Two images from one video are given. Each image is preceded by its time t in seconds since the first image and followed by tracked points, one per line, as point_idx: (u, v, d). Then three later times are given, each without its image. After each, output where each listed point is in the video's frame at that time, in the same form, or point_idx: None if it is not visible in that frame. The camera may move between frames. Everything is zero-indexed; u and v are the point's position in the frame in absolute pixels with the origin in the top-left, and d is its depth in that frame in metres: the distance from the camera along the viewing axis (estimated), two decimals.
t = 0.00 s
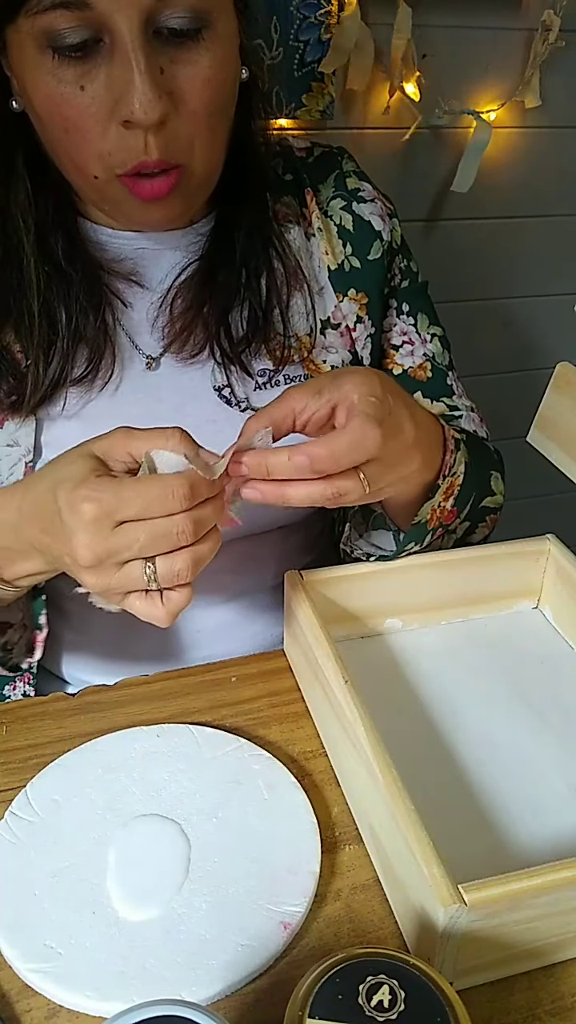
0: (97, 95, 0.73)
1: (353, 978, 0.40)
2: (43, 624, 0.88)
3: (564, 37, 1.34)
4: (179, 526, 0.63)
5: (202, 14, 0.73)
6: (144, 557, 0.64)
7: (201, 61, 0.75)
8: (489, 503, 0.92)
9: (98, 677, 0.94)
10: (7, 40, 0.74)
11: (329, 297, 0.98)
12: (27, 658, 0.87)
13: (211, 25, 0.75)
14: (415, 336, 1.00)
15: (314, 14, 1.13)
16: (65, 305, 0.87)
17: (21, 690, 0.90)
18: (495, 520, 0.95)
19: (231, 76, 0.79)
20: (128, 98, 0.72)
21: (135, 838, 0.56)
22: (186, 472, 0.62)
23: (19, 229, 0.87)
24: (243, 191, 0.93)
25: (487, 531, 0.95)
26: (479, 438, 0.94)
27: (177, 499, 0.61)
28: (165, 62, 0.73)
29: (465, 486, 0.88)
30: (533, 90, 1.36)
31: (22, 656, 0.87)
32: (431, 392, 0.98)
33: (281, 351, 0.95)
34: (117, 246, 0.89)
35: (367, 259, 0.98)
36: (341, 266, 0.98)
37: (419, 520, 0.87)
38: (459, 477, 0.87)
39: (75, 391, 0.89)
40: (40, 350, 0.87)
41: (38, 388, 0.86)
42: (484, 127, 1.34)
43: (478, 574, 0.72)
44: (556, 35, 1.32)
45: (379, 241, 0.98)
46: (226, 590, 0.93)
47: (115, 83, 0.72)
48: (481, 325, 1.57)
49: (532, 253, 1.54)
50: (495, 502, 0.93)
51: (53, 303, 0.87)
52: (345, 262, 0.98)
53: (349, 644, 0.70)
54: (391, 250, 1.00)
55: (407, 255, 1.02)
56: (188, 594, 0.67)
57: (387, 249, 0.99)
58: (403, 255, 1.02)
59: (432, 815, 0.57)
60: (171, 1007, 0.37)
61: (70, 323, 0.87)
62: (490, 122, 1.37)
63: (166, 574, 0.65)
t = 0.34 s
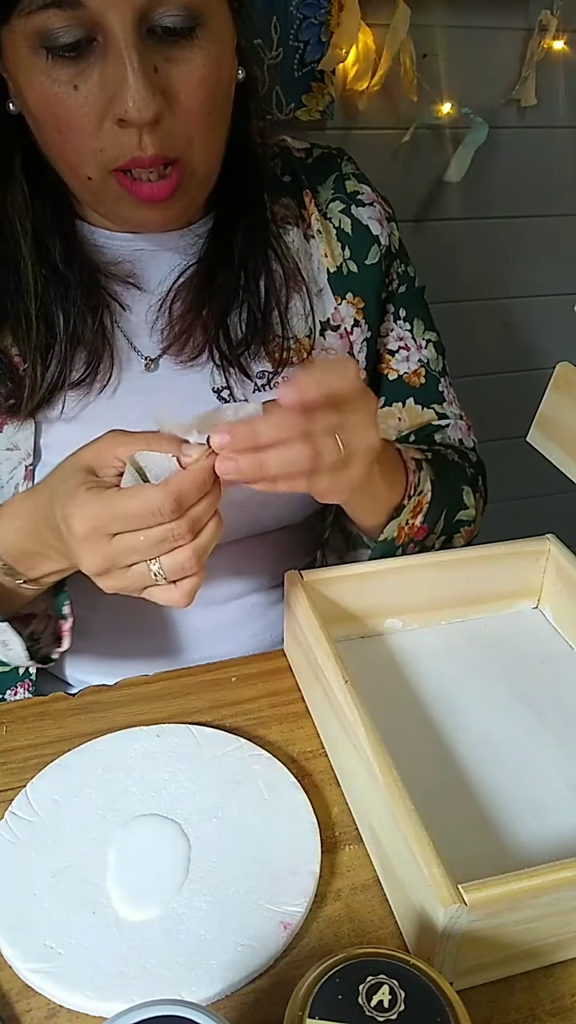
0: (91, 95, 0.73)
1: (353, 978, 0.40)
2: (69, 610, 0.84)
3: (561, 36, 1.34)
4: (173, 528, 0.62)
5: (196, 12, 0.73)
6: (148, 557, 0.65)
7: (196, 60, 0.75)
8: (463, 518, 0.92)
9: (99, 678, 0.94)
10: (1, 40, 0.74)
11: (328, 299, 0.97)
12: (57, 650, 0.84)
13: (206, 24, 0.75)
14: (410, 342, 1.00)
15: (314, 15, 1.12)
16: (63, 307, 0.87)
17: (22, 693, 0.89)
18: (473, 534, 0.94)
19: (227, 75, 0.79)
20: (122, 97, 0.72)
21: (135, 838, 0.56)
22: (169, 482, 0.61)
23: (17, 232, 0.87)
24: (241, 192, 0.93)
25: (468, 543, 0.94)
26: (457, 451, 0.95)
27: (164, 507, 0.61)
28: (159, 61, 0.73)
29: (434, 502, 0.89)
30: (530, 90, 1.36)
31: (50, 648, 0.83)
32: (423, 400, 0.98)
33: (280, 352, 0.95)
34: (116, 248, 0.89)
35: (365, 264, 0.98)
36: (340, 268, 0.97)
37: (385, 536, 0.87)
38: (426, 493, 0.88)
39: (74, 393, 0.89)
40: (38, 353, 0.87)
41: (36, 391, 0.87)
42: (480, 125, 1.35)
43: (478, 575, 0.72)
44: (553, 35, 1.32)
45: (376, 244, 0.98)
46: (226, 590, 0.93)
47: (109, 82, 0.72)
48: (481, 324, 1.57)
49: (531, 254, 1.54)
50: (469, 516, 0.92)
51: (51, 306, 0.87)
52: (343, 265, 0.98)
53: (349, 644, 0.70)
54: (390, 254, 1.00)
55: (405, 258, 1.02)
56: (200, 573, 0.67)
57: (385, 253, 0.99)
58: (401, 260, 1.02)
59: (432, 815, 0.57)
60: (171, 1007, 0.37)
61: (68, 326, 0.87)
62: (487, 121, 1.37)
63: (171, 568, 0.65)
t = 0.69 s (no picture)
0: (88, 96, 0.73)
1: (353, 978, 0.40)
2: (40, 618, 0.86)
3: (560, 37, 1.34)
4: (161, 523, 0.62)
5: (192, 13, 0.73)
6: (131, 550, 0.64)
7: (192, 60, 0.75)
8: (479, 512, 0.92)
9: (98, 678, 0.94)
10: None
11: (325, 300, 0.97)
12: (26, 656, 0.87)
13: (202, 24, 0.75)
14: (411, 340, 1.00)
15: (314, 14, 1.12)
16: (61, 308, 0.87)
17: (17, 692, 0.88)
18: (485, 527, 0.95)
19: (224, 75, 0.79)
20: (119, 98, 0.72)
21: (135, 838, 0.56)
22: (165, 473, 0.61)
23: (14, 233, 0.87)
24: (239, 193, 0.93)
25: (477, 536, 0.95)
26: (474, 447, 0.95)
27: (156, 496, 0.61)
28: (156, 61, 0.73)
29: (454, 494, 0.88)
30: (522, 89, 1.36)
31: (20, 653, 0.87)
32: (426, 396, 0.98)
33: (277, 351, 0.94)
34: (113, 248, 0.89)
35: (362, 263, 0.98)
36: (337, 268, 0.98)
37: (404, 527, 0.88)
38: (448, 486, 0.87)
39: (72, 393, 0.89)
40: (36, 353, 0.87)
41: (34, 392, 0.87)
42: (480, 126, 1.35)
43: (479, 575, 0.72)
44: (551, 33, 1.33)
45: (374, 243, 0.98)
46: (225, 589, 0.93)
47: (106, 84, 0.72)
48: (481, 324, 1.57)
49: (531, 253, 1.54)
50: (484, 511, 0.92)
51: (49, 306, 0.87)
52: (341, 264, 0.98)
53: (349, 644, 0.70)
54: (388, 252, 1.00)
55: (404, 257, 1.02)
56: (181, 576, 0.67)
57: (383, 251, 0.99)
58: (400, 256, 1.02)
59: (432, 815, 0.57)
60: (171, 1007, 0.37)
61: (66, 326, 0.87)
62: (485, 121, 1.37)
63: (154, 564, 0.65)
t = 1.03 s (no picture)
0: (84, 97, 0.73)
1: (353, 978, 0.40)
2: (62, 618, 0.85)
3: (560, 37, 1.34)
4: (177, 536, 0.62)
5: (187, 12, 0.73)
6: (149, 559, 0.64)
7: (188, 60, 0.75)
8: (459, 525, 0.92)
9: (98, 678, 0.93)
10: None
11: (327, 300, 0.97)
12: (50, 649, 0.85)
13: (198, 24, 0.75)
14: (409, 343, 1.00)
15: (314, 14, 1.13)
16: (61, 310, 0.87)
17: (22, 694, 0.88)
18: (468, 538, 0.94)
19: (220, 74, 0.79)
20: (115, 98, 0.72)
21: (136, 838, 0.56)
22: (176, 488, 0.61)
23: (14, 235, 0.87)
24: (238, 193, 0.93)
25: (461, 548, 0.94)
26: (455, 455, 0.94)
27: (168, 511, 0.61)
28: (152, 61, 0.73)
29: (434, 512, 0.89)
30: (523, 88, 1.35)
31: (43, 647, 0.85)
32: (421, 401, 0.98)
33: (278, 352, 0.94)
34: (113, 251, 0.90)
35: (362, 265, 0.98)
36: (338, 270, 0.98)
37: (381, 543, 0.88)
38: (425, 505, 0.88)
39: (73, 395, 0.89)
40: (37, 356, 0.87)
41: (35, 395, 0.87)
42: (479, 128, 1.35)
43: (478, 575, 0.72)
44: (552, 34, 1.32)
45: (374, 245, 0.98)
46: (224, 589, 0.93)
47: (101, 84, 0.72)
48: (482, 324, 1.57)
49: (531, 254, 1.54)
50: (465, 522, 0.92)
51: (49, 308, 0.87)
52: (341, 266, 0.98)
53: (349, 644, 0.70)
54: (388, 255, 1.00)
55: (403, 259, 1.02)
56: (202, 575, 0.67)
57: (383, 254, 0.99)
58: (399, 262, 1.02)
59: (432, 815, 0.57)
60: (171, 1007, 0.37)
61: (66, 328, 0.87)
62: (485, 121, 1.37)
63: (173, 572, 0.65)
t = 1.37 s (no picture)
0: (86, 99, 0.73)
1: (353, 977, 0.40)
2: (30, 617, 0.86)
3: (564, 37, 1.34)
4: (171, 532, 0.63)
5: (188, 13, 0.73)
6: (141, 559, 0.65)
7: (189, 60, 0.75)
8: (468, 519, 0.91)
9: (97, 678, 0.94)
10: None
11: (324, 300, 0.98)
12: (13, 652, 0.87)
13: (198, 24, 0.75)
14: (409, 340, 1.00)
15: (314, 14, 1.12)
16: (60, 307, 0.87)
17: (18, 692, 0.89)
18: (474, 533, 0.94)
19: (220, 74, 0.79)
20: (116, 100, 0.72)
21: (136, 838, 0.56)
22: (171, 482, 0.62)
23: (14, 232, 0.87)
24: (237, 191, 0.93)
25: (466, 543, 0.94)
26: (466, 448, 0.94)
27: (165, 509, 0.62)
28: (153, 62, 0.73)
29: (443, 505, 0.88)
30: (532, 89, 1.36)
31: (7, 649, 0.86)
32: (423, 397, 0.97)
33: (277, 350, 0.95)
34: (112, 249, 0.90)
35: (361, 262, 0.98)
36: (336, 267, 0.98)
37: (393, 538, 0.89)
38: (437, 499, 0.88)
39: (72, 392, 0.89)
40: (36, 353, 0.87)
41: (34, 391, 0.86)
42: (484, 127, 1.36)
43: (479, 575, 0.72)
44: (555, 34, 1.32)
45: (372, 243, 0.98)
46: (223, 589, 0.93)
47: (103, 87, 0.72)
48: (482, 324, 1.57)
49: (531, 254, 1.54)
50: (475, 517, 0.92)
51: (48, 306, 0.87)
52: (340, 263, 0.98)
53: (349, 644, 0.70)
54: (386, 252, 1.00)
55: (402, 257, 1.02)
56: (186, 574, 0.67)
57: (382, 251, 0.99)
58: (398, 256, 1.01)
59: (432, 815, 0.57)
60: (171, 1007, 0.37)
61: (66, 326, 0.87)
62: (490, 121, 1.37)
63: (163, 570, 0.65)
